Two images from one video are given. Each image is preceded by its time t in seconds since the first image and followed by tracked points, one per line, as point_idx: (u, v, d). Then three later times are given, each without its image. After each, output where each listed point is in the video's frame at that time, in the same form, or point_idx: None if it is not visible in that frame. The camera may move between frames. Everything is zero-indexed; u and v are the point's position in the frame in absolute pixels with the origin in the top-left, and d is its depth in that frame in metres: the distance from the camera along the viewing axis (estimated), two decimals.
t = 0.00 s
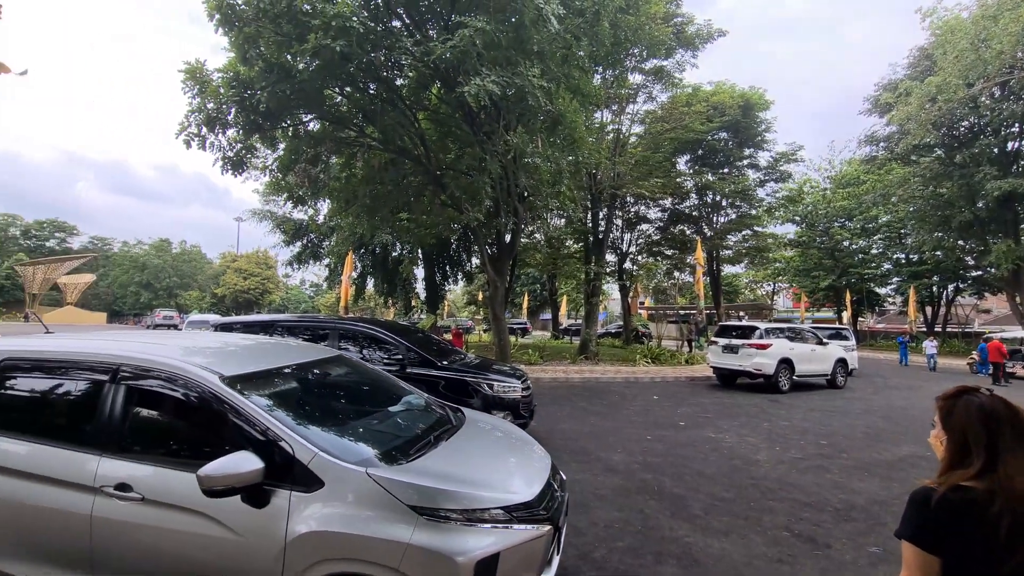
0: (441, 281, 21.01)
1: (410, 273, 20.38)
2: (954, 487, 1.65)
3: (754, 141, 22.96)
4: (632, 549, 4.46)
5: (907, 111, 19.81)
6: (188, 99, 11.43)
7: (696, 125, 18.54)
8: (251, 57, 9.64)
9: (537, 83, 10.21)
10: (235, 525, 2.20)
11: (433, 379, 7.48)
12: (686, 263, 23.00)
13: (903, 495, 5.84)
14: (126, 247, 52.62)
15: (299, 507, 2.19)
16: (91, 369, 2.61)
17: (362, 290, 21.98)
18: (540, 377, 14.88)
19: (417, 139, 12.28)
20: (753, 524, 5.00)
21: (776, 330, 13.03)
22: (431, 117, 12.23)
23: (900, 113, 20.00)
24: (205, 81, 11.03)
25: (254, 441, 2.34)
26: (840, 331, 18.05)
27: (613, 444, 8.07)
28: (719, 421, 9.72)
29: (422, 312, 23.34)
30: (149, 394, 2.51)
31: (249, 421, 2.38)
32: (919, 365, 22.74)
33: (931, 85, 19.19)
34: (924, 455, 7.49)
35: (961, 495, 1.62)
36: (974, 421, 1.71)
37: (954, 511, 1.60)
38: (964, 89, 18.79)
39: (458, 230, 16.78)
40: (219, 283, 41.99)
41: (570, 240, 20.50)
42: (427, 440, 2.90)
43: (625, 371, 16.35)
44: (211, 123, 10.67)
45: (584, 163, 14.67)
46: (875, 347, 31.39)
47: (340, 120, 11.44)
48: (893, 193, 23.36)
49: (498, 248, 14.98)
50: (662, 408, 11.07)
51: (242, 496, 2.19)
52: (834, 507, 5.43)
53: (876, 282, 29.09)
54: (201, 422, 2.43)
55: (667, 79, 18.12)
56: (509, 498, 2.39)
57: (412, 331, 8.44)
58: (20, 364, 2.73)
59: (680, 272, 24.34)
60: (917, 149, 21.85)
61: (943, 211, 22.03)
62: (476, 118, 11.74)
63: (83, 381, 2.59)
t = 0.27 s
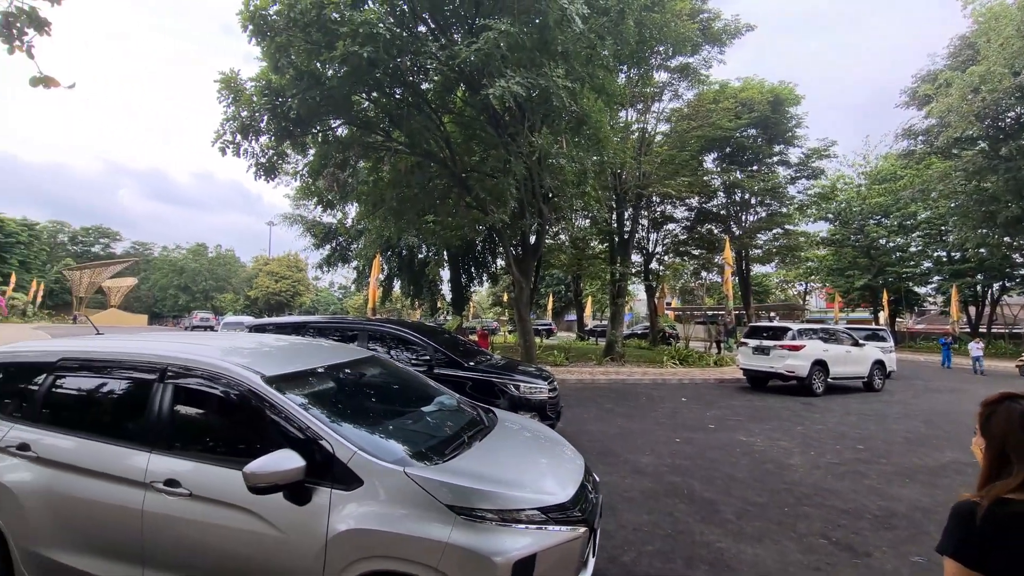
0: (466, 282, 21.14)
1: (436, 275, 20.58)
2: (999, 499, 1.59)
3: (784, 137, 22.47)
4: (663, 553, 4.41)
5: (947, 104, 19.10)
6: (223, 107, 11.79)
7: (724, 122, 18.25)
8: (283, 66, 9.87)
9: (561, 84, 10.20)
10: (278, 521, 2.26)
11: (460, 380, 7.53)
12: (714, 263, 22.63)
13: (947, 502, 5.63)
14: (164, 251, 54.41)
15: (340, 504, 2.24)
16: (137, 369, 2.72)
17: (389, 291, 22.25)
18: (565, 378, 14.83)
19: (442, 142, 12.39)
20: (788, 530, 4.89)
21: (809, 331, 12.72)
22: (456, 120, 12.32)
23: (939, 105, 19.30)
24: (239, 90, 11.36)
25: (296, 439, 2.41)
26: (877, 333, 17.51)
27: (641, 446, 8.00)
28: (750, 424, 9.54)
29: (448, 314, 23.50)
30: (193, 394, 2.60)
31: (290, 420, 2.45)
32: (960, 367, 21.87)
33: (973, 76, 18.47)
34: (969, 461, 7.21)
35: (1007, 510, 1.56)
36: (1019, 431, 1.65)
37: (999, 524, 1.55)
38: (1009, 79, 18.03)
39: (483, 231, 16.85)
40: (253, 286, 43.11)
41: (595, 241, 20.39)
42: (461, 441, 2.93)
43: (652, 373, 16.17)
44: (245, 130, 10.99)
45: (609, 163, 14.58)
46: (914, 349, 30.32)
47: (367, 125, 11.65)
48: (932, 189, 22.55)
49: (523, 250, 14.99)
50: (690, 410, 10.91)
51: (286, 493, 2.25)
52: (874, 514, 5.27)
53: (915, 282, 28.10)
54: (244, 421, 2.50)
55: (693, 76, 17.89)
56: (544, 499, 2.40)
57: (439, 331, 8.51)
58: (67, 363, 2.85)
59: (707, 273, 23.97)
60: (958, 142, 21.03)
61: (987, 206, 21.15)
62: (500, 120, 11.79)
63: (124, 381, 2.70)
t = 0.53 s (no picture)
0: (488, 283, 21.19)
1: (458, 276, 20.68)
2: None
3: (812, 133, 21.99)
4: (691, 558, 4.36)
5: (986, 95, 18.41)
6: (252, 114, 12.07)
7: (749, 119, 17.94)
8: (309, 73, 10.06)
9: (583, 84, 10.16)
10: (318, 519, 2.31)
11: (484, 381, 7.56)
12: (740, 263, 22.23)
13: (990, 511, 5.44)
14: (195, 255, 55.84)
15: (377, 503, 2.28)
16: (177, 369, 2.81)
17: (412, 293, 22.42)
18: (588, 379, 14.75)
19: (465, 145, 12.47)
20: (822, 537, 4.78)
21: (840, 332, 12.41)
22: (478, 122, 12.37)
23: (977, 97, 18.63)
24: (267, 97, 11.61)
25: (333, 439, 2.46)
26: (912, 334, 16.98)
27: (667, 449, 7.91)
28: (780, 427, 9.35)
29: (470, 315, 23.59)
30: (232, 393, 2.68)
31: (327, 419, 2.50)
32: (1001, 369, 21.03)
33: (1013, 66, 17.78)
34: (1013, 468, 6.94)
35: None
36: None
37: None
38: None
39: (505, 233, 16.88)
40: (280, 288, 43.94)
41: (618, 241, 20.22)
42: (493, 441, 2.95)
43: (677, 374, 15.96)
44: (273, 136, 11.24)
45: (631, 162, 14.45)
46: (952, 350, 29.29)
47: (391, 128, 11.79)
48: (970, 185, 21.78)
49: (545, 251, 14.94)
50: (717, 413, 10.74)
51: (326, 491, 2.30)
52: (912, 522, 5.12)
53: (952, 281, 27.15)
54: (281, 420, 2.56)
55: (717, 73, 17.63)
56: (580, 501, 2.39)
57: (462, 333, 8.55)
58: (106, 362, 2.97)
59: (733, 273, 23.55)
60: (998, 135, 20.26)
61: None
62: (522, 121, 11.80)
63: (160, 381, 2.81)
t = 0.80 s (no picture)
0: (508, 285, 21.20)
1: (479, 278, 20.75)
2: None
3: (839, 129, 21.51)
4: (717, 562, 4.30)
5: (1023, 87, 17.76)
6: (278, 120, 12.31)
7: (773, 116, 17.65)
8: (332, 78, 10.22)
9: (603, 83, 10.08)
10: (355, 517, 2.34)
11: (505, 382, 7.56)
12: (765, 263, 21.85)
13: None
14: (223, 258, 57.09)
15: (415, 502, 2.30)
16: (212, 369, 2.87)
17: (433, 295, 22.59)
18: (609, 381, 14.65)
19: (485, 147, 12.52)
20: (853, 544, 4.67)
21: (870, 333, 12.10)
22: (498, 124, 12.41)
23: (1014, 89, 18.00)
24: (292, 103, 11.82)
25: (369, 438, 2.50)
26: (946, 335, 16.45)
27: (691, 451, 7.82)
28: (808, 430, 9.16)
29: (491, 316, 23.63)
30: (267, 393, 2.73)
31: (363, 419, 2.54)
32: None
33: None
34: None
35: None
36: None
37: None
38: None
39: (524, 233, 16.88)
40: (305, 290, 44.64)
41: (639, 242, 20.06)
42: (525, 442, 2.95)
43: (700, 376, 15.75)
44: (298, 141, 11.46)
45: (652, 162, 14.32)
46: (988, 352, 28.29)
47: (411, 132, 11.92)
48: (1006, 180, 21.04)
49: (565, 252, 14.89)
50: (742, 415, 10.57)
51: (363, 491, 2.33)
52: (949, 530, 4.96)
53: (988, 280, 26.24)
54: (317, 419, 2.60)
55: (739, 70, 17.39)
56: (616, 503, 2.38)
57: (483, 334, 8.57)
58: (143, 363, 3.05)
59: (757, 273, 23.16)
60: None
61: None
62: (542, 123, 11.78)
63: (189, 381, 2.88)
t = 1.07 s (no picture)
0: (528, 285, 21.19)
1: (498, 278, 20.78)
2: None
3: (866, 124, 21.02)
4: (743, 567, 4.25)
5: None
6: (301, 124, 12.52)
7: (797, 112, 17.34)
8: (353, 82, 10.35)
9: (622, 81, 9.99)
10: (392, 516, 2.36)
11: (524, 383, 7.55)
12: (789, 262, 21.47)
13: None
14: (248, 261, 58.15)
15: (452, 500, 2.32)
16: (247, 370, 2.93)
17: (453, 296, 22.70)
18: (630, 382, 14.55)
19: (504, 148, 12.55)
20: (884, 550, 4.57)
21: (900, 334, 11.80)
22: (516, 124, 12.42)
23: None
24: (315, 107, 12.01)
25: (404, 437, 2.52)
26: (981, 335, 15.93)
27: (714, 453, 7.72)
28: (835, 433, 8.98)
29: (510, 317, 23.64)
30: (302, 392, 2.77)
31: (399, 418, 2.57)
32: None
33: None
34: None
35: None
36: None
37: None
38: None
39: (543, 234, 16.86)
40: (327, 292, 45.21)
41: (659, 241, 19.87)
42: (559, 443, 2.95)
43: (723, 377, 15.54)
44: (321, 145, 11.65)
45: (672, 160, 14.18)
46: None
47: (431, 134, 12.02)
48: None
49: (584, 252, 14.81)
50: (766, 417, 10.40)
51: (401, 489, 2.35)
52: (985, 537, 4.82)
53: None
54: (353, 419, 2.64)
55: (762, 65, 17.11)
56: (654, 504, 2.36)
57: (503, 334, 8.56)
58: (179, 363, 3.12)
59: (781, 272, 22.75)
60: None
61: None
62: (561, 123, 11.74)
63: (212, 380, 2.97)
